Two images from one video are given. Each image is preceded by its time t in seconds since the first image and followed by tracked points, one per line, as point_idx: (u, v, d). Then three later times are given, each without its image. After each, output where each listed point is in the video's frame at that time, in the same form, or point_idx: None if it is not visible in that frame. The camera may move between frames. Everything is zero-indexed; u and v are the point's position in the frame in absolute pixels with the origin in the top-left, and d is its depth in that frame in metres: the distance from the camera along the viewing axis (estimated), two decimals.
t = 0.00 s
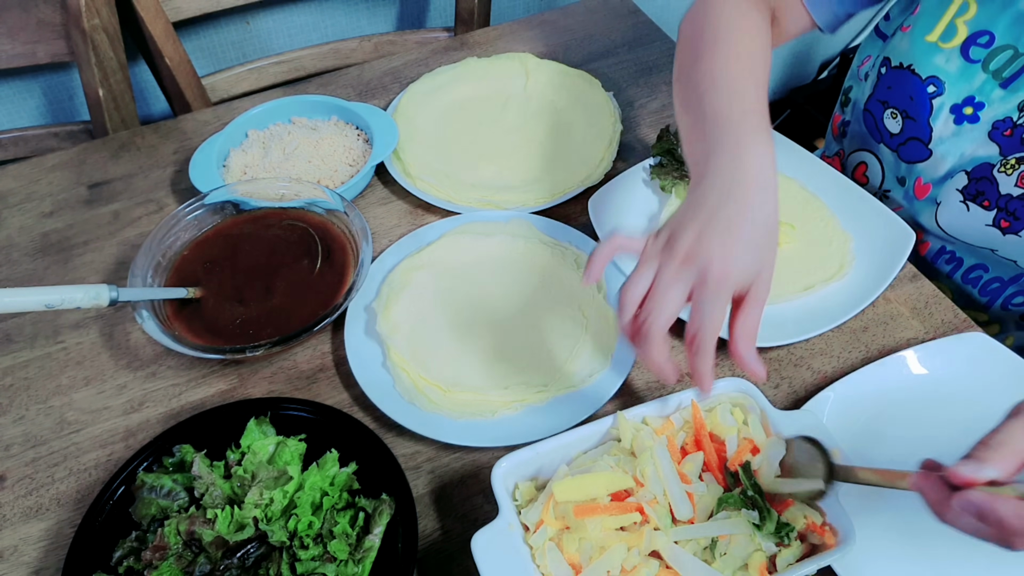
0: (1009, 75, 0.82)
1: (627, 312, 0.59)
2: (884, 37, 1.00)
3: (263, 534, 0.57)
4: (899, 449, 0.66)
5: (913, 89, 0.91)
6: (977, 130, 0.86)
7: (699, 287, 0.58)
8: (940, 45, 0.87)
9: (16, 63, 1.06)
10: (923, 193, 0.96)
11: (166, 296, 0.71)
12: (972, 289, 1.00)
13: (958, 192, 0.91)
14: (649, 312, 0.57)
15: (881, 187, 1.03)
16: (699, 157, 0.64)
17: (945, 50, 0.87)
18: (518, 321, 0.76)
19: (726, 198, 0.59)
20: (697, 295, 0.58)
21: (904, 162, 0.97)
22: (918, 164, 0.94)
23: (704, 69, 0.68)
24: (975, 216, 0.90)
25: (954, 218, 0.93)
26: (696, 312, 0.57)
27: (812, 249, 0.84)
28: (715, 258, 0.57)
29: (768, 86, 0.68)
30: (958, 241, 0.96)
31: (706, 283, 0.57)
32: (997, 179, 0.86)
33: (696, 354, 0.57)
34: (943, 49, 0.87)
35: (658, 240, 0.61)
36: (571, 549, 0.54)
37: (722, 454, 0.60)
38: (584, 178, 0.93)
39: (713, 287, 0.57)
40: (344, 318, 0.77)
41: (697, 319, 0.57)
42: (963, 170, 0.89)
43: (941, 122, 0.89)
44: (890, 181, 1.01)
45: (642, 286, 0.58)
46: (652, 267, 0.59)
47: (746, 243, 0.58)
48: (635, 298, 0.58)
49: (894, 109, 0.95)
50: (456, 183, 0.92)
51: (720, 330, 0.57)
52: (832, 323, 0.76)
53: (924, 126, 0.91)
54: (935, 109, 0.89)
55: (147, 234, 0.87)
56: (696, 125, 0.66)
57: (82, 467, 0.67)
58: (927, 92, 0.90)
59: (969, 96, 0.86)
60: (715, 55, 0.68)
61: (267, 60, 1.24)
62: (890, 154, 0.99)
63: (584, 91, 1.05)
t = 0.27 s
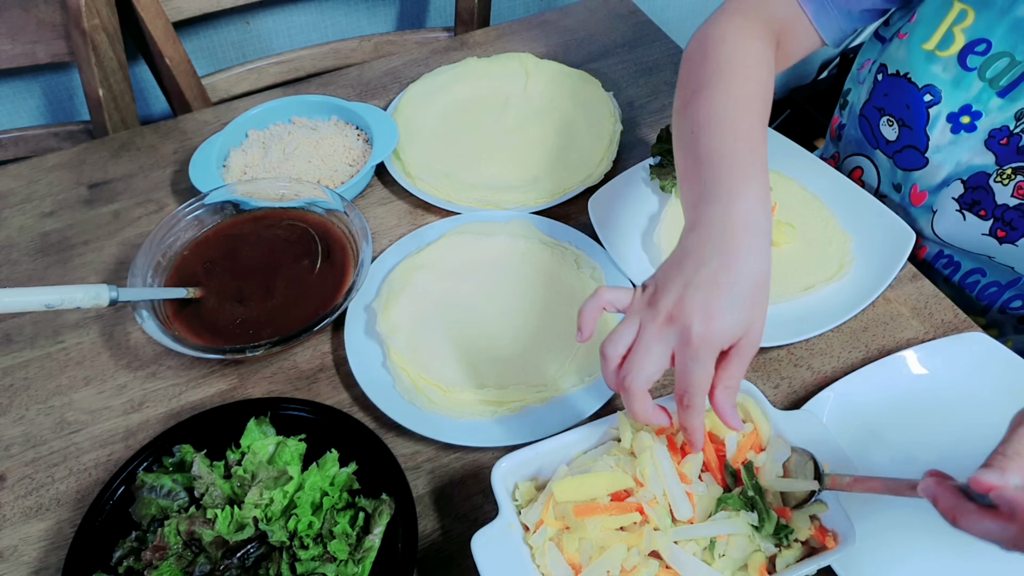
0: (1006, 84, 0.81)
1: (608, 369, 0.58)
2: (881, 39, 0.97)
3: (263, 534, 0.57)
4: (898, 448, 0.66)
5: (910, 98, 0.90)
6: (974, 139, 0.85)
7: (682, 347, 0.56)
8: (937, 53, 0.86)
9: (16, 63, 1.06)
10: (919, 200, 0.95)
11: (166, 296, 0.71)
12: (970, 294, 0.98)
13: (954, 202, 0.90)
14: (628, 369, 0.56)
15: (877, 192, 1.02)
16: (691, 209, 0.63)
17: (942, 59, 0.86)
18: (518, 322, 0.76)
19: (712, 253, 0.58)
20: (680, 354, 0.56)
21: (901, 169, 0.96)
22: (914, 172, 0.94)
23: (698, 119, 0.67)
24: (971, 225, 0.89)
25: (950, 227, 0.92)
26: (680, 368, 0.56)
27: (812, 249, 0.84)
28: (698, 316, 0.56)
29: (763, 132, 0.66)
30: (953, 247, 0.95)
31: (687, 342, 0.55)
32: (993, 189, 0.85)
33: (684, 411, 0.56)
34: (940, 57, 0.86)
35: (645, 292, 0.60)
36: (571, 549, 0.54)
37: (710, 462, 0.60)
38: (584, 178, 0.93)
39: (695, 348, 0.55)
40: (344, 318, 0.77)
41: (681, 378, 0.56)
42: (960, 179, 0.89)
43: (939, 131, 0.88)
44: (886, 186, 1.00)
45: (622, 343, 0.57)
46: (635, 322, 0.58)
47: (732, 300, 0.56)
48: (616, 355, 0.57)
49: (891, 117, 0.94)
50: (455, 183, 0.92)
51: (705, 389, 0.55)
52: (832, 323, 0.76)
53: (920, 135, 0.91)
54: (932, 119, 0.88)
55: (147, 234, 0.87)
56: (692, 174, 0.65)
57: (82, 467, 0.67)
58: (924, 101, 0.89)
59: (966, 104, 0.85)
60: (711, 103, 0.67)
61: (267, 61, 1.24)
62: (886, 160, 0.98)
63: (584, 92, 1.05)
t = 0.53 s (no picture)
0: (1008, 87, 0.81)
1: (614, 379, 0.58)
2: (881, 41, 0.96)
3: (263, 534, 0.57)
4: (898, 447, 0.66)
5: (911, 101, 0.90)
6: (975, 142, 0.86)
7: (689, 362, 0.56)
8: (939, 56, 0.86)
9: (16, 63, 1.06)
10: (920, 203, 0.95)
11: (166, 296, 0.71)
12: (971, 295, 0.98)
13: (955, 205, 0.90)
14: (635, 382, 0.57)
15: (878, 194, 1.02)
16: (700, 220, 0.62)
17: (944, 62, 0.85)
18: (517, 322, 0.76)
19: (720, 267, 0.58)
20: (687, 369, 0.56)
21: (902, 172, 0.96)
22: (915, 175, 0.94)
23: (706, 129, 0.67)
24: (972, 228, 0.90)
25: (951, 230, 0.92)
26: (688, 383, 0.56)
27: (812, 249, 0.84)
28: (704, 334, 0.55)
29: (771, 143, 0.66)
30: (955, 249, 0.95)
31: (694, 359, 0.55)
32: (995, 193, 0.85)
33: (692, 419, 0.58)
34: (942, 61, 0.86)
35: (654, 303, 0.60)
36: (571, 549, 0.54)
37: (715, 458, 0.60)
38: (584, 178, 0.93)
39: (702, 365, 0.55)
40: (344, 318, 0.77)
41: (688, 390, 0.57)
42: (961, 182, 0.89)
43: (940, 134, 0.88)
44: (887, 188, 1.00)
45: (629, 356, 0.58)
46: (642, 335, 0.58)
47: (739, 317, 0.56)
48: (622, 367, 0.58)
49: (893, 120, 0.94)
50: (455, 183, 0.92)
51: (712, 402, 0.56)
52: (832, 323, 0.76)
53: (922, 138, 0.91)
54: (933, 122, 0.88)
55: (147, 234, 0.87)
56: (700, 186, 0.65)
57: (82, 467, 0.67)
58: (925, 104, 0.89)
59: (968, 107, 0.85)
60: (720, 112, 0.67)
61: (267, 60, 1.24)
62: (887, 162, 0.98)
63: (584, 92, 1.05)
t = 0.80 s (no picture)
0: (1011, 88, 0.81)
1: (628, 381, 0.58)
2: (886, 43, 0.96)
3: (263, 534, 0.57)
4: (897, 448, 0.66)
5: (915, 103, 0.90)
6: (979, 144, 0.86)
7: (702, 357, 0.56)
8: (943, 58, 0.86)
9: (16, 63, 1.06)
10: (924, 205, 0.95)
11: (166, 296, 0.71)
12: (973, 296, 0.98)
13: (958, 207, 0.90)
14: (649, 380, 0.56)
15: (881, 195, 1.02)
16: (710, 224, 0.63)
17: (948, 63, 0.85)
18: (518, 322, 0.76)
19: (732, 266, 0.58)
20: (700, 363, 0.56)
21: (905, 173, 0.96)
22: (919, 177, 0.94)
23: (712, 135, 0.67)
24: (975, 230, 0.90)
25: (954, 232, 0.92)
26: (702, 379, 0.56)
27: (812, 249, 0.84)
28: (716, 326, 0.55)
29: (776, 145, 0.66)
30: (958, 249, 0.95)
31: (706, 352, 0.55)
32: (998, 196, 0.85)
33: (708, 416, 0.57)
34: (946, 62, 0.86)
35: (663, 302, 0.59)
36: (571, 549, 0.54)
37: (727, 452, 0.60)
38: (584, 178, 0.93)
39: (714, 359, 0.55)
40: (344, 318, 0.77)
41: (703, 386, 0.56)
42: (963, 184, 0.89)
43: (944, 135, 0.88)
44: (890, 189, 1.00)
45: (642, 355, 0.57)
46: (653, 333, 0.58)
47: (751, 311, 0.56)
48: (635, 367, 0.57)
49: (896, 121, 0.94)
50: (455, 183, 0.92)
51: (728, 395, 0.55)
52: (832, 323, 0.76)
53: (926, 139, 0.91)
54: (937, 123, 0.88)
55: (147, 234, 0.87)
56: (710, 190, 0.65)
57: (82, 467, 0.67)
58: (929, 106, 0.88)
59: (971, 109, 0.85)
60: (725, 117, 0.68)
61: (267, 60, 1.24)
62: (891, 164, 0.98)
63: (584, 92, 1.05)
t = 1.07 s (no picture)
0: (1016, 90, 0.82)
1: (637, 376, 0.57)
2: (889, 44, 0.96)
3: (263, 534, 0.57)
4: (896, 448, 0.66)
5: (919, 104, 0.90)
6: (983, 145, 0.86)
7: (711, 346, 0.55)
8: (948, 60, 0.86)
9: (16, 62, 1.06)
10: (927, 207, 0.95)
11: (166, 296, 0.71)
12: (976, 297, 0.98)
13: (962, 209, 0.90)
14: (659, 372, 0.56)
15: (885, 197, 1.02)
16: (716, 216, 0.63)
17: (953, 65, 0.86)
18: (518, 322, 0.76)
19: (738, 257, 0.58)
20: (708, 351, 0.56)
21: (909, 174, 0.95)
22: (923, 178, 0.93)
23: (716, 130, 0.68)
24: (979, 232, 0.90)
25: (957, 234, 0.92)
26: (711, 368, 0.55)
27: (812, 249, 0.84)
28: (724, 312, 0.55)
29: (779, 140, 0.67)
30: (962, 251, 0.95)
31: (714, 339, 0.55)
32: (1002, 198, 0.85)
33: (719, 407, 0.56)
34: (950, 64, 0.86)
35: (669, 297, 0.60)
36: (571, 549, 0.54)
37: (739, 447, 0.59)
38: (584, 178, 0.93)
39: (723, 345, 0.55)
40: (344, 318, 0.77)
41: (712, 375, 0.56)
42: (967, 186, 0.89)
43: (949, 137, 0.88)
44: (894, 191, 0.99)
45: (650, 348, 0.57)
46: (660, 327, 0.58)
47: (759, 300, 0.56)
48: (644, 361, 0.57)
49: (900, 123, 0.94)
50: (455, 183, 0.92)
51: (738, 384, 0.55)
52: (833, 323, 0.76)
53: (930, 141, 0.90)
54: (942, 125, 0.88)
55: (147, 234, 0.87)
56: (715, 187, 0.65)
57: (82, 467, 0.67)
58: (934, 107, 0.88)
59: (976, 110, 0.85)
60: (729, 114, 0.68)
61: (267, 61, 1.24)
62: (895, 165, 0.97)
63: (584, 92, 1.05)
